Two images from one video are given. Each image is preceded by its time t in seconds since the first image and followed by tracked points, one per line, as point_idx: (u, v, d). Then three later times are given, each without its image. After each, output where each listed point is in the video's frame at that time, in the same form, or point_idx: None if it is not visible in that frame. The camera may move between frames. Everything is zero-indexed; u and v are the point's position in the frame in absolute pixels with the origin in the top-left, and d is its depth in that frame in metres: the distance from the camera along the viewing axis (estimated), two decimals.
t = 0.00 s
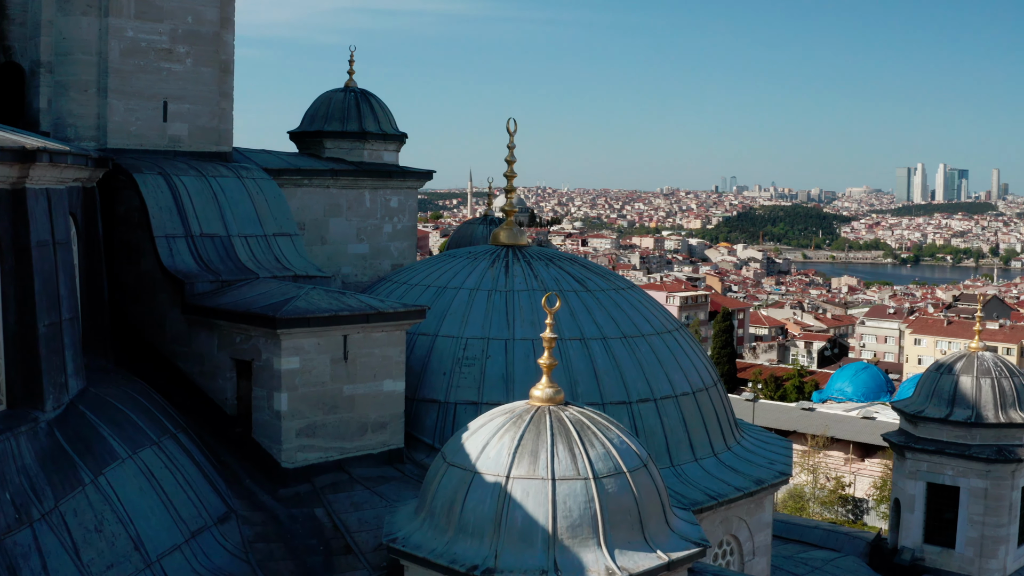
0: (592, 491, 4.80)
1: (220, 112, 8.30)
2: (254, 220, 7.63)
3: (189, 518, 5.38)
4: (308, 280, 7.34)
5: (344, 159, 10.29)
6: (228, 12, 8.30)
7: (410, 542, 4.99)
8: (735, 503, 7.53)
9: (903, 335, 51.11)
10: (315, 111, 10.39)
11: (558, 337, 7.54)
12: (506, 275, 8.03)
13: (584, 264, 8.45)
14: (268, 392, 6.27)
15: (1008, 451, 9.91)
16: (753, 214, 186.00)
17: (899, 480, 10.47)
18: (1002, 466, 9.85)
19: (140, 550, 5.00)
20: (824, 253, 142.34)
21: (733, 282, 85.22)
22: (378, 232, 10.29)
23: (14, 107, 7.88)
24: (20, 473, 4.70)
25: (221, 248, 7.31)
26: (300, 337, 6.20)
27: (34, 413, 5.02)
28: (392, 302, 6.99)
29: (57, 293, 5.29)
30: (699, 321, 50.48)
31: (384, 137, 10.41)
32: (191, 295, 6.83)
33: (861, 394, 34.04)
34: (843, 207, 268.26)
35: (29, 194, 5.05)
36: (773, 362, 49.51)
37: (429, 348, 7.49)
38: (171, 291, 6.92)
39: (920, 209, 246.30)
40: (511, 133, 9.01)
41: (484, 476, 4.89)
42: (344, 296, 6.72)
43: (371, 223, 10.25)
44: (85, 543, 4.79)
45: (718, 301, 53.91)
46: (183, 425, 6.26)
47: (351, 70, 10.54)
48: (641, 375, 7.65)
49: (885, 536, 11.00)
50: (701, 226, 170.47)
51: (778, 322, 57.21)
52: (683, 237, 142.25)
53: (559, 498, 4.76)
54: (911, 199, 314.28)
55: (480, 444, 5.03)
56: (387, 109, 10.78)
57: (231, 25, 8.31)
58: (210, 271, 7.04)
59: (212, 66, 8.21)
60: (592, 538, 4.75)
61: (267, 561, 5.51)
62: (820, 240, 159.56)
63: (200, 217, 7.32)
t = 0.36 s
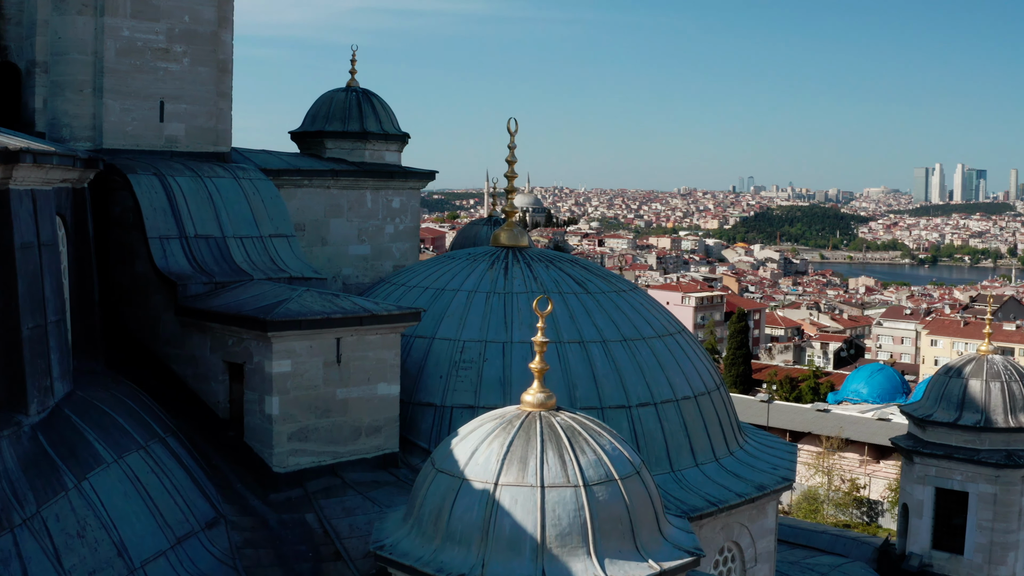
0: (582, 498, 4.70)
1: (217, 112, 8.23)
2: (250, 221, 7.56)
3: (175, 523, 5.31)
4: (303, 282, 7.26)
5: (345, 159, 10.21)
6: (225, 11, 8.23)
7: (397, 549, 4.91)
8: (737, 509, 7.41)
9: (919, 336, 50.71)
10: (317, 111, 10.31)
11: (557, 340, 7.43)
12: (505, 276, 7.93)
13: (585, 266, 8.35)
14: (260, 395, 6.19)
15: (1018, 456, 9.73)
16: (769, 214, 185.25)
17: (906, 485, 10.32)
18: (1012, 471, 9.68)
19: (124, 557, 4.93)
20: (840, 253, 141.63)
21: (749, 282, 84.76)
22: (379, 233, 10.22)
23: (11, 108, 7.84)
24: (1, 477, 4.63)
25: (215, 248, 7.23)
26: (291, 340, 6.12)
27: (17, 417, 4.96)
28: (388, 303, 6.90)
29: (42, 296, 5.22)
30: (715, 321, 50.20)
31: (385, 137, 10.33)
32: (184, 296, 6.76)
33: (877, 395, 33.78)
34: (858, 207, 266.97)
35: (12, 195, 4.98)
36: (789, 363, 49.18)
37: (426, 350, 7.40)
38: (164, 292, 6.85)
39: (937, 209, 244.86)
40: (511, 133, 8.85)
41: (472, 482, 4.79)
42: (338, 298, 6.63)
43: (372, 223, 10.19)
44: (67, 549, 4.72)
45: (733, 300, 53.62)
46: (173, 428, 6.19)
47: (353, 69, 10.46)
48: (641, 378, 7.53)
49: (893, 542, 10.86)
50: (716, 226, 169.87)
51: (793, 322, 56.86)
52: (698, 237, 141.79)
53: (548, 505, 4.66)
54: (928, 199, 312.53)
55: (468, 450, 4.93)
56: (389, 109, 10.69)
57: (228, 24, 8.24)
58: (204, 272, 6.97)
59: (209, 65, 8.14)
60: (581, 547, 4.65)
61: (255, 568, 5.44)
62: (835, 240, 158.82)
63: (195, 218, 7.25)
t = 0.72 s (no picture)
0: (570, 506, 4.59)
1: (215, 112, 8.16)
2: (245, 222, 7.48)
3: (160, 528, 5.24)
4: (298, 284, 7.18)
5: (346, 160, 10.14)
6: (223, 10, 8.16)
7: (383, 557, 4.82)
8: (737, 515, 7.28)
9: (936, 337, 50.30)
10: (318, 110, 10.25)
11: (555, 343, 7.33)
12: (504, 278, 7.84)
13: (585, 268, 8.24)
14: (251, 398, 6.11)
15: None
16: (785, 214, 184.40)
17: (914, 490, 10.17)
18: (1021, 477, 9.52)
19: (106, 562, 4.86)
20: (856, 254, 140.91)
21: (765, 283, 84.28)
22: (381, 234, 10.14)
23: (7, 108, 7.80)
24: None
25: (209, 250, 7.16)
26: (282, 343, 6.04)
27: None
28: (383, 306, 6.81)
29: (26, 298, 5.16)
30: (731, 321, 49.89)
31: (387, 137, 10.25)
32: (176, 298, 6.69)
33: (892, 397, 33.50)
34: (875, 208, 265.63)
35: None
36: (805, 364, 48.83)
37: (422, 353, 7.31)
38: (157, 294, 6.79)
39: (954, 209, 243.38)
40: (511, 133, 8.73)
41: (459, 489, 4.70)
42: (331, 300, 6.55)
43: (373, 224, 10.11)
44: (47, 555, 4.65)
45: (749, 301, 53.28)
46: (163, 432, 6.12)
47: (355, 69, 10.38)
48: (640, 382, 7.41)
49: (902, 546, 10.67)
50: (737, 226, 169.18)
51: (809, 323, 56.47)
52: (714, 237, 141.18)
53: (535, 513, 4.56)
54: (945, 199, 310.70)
55: (456, 456, 4.84)
56: (391, 109, 10.61)
57: (225, 23, 8.17)
58: (197, 273, 6.89)
59: (206, 65, 8.07)
60: (569, 556, 4.54)
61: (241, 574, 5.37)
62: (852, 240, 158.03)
63: (189, 219, 7.18)
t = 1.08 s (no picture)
0: (559, 514, 4.50)
1: (212, 111, 8.10)
2: (240, 223, 7.41)
3: (146, 534, 5.18)
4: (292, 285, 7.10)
5: (346, 160, 10.07)
6: (220, 9, 8.10)
7: (370, 564, 4.74)
8: (738, 521, 7.16)
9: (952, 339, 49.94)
10: (318, 110, 10.18)
11: (553, 345, 7.23)
12: (502, 280, 7.75)
13: (585, 270, 8.15)
14: (242, 402, 6.04)
15: None
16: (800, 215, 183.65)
17: (921, 494, 10.04)
18: None
19: (89, 568, 4.79)
20: (871, 255, 140.24)
21: (780, 283, 83.86)
22: (381, 235, 10.07)
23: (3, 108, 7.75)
24: None
25: (204, 251, 7.09)
26: (273, 345, 5.97)
27: None
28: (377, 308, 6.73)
29: (11, 301, 5.10)
30: (745, 322, 49.68)
31: (388, 136, 10.18)
32: (169, 300, 6.62)
33: (907, 398, 33.22)
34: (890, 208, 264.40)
35: None
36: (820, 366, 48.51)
37: (418, 356, 7.22)
38: (151, 296, 6.74)
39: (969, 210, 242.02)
40: (511, 132, 8.65)
41: (446, 496, 4.61)
42: (325, 302, 6.47)
43: (374, 225, 10.04)
44: (29, 561, 4.58)
45: (763, 301, 53.03)
46: (154, 435, 6.06)
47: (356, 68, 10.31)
48: (640, 386, 7.30)
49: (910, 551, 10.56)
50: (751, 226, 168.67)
51: (824, 325, 56.14)
52: (729, 237, 140.71)
53: (523, 521, 4.46)
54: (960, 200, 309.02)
55: (444, 462, 4.75)
56: (392, 108, 10.54)
57: (223, 22, 8.11)
58: (190, 275, 6.83)
59: (203, 65, 8.00)
60: (558, 565, 4.44)
61: None
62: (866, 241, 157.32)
63: (183, 220, 7.12)
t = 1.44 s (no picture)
0: (546, 522, 4.39)
1: (208, 111, 8.03)
2: (235, 224, 7.34)
3: (130, 539, 5.12)
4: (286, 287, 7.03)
5: (346, 160, 10.00)
6: (217, 8, 8.03)
7: (354, 572, 4.66)
8: (738, 527, 7.03)
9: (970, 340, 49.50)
10: (318, 110, 10.12)
11: (550, 348, 7.13)
12: (500, 282, 7.66)
13: (585, 271, 8.05)
14: (231, 405, 5.97)
15: None
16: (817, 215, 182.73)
17: (929, 500, 9.82)
18: None
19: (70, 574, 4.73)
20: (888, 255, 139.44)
21: (798, 283, 83.30)
22: (382, 235, 10.00)
23: None
24: None
25: (197, 253, 7.02)
26: (263, 348, 5.90)
27: None
28: (370, 310, 6.65)
29: None
30: (761, 323, 49.40)
31: (388, 136, 10.10)
32: (161, 302, 6.56)
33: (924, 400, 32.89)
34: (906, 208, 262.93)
35: None
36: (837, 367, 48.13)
37: (413, 359, 7.14)
38: (143, 298, 6.68)
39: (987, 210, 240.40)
40: (511, 132, 8.53)
41: (431, 503, 4.51)
42: (317, 304, 6.39)
43: (375, 225, 9.97)
44: (8, 567, 4.52)
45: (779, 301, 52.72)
46: (143, 439, 5.99)
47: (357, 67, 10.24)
48: (639, 389, 7.19)
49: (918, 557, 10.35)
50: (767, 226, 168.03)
51: (841, 325, 55.72)
52: (746, 236, 140.13)
53: (509, 529, 4.35)
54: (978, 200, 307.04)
55: (430, 468, 4.65)
56: (394, 108, 10.47)
57: (220, 21, 8.04)
58: (182, 276, 6.76)
59: (199, 64, 7.94)
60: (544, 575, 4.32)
61: None
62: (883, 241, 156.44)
63: (177, 221, 7.06)
